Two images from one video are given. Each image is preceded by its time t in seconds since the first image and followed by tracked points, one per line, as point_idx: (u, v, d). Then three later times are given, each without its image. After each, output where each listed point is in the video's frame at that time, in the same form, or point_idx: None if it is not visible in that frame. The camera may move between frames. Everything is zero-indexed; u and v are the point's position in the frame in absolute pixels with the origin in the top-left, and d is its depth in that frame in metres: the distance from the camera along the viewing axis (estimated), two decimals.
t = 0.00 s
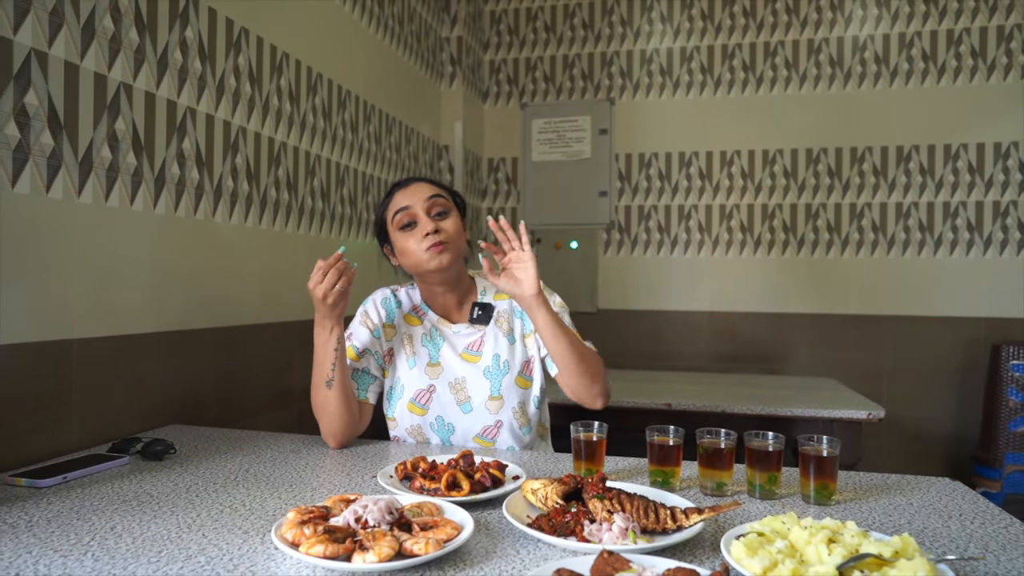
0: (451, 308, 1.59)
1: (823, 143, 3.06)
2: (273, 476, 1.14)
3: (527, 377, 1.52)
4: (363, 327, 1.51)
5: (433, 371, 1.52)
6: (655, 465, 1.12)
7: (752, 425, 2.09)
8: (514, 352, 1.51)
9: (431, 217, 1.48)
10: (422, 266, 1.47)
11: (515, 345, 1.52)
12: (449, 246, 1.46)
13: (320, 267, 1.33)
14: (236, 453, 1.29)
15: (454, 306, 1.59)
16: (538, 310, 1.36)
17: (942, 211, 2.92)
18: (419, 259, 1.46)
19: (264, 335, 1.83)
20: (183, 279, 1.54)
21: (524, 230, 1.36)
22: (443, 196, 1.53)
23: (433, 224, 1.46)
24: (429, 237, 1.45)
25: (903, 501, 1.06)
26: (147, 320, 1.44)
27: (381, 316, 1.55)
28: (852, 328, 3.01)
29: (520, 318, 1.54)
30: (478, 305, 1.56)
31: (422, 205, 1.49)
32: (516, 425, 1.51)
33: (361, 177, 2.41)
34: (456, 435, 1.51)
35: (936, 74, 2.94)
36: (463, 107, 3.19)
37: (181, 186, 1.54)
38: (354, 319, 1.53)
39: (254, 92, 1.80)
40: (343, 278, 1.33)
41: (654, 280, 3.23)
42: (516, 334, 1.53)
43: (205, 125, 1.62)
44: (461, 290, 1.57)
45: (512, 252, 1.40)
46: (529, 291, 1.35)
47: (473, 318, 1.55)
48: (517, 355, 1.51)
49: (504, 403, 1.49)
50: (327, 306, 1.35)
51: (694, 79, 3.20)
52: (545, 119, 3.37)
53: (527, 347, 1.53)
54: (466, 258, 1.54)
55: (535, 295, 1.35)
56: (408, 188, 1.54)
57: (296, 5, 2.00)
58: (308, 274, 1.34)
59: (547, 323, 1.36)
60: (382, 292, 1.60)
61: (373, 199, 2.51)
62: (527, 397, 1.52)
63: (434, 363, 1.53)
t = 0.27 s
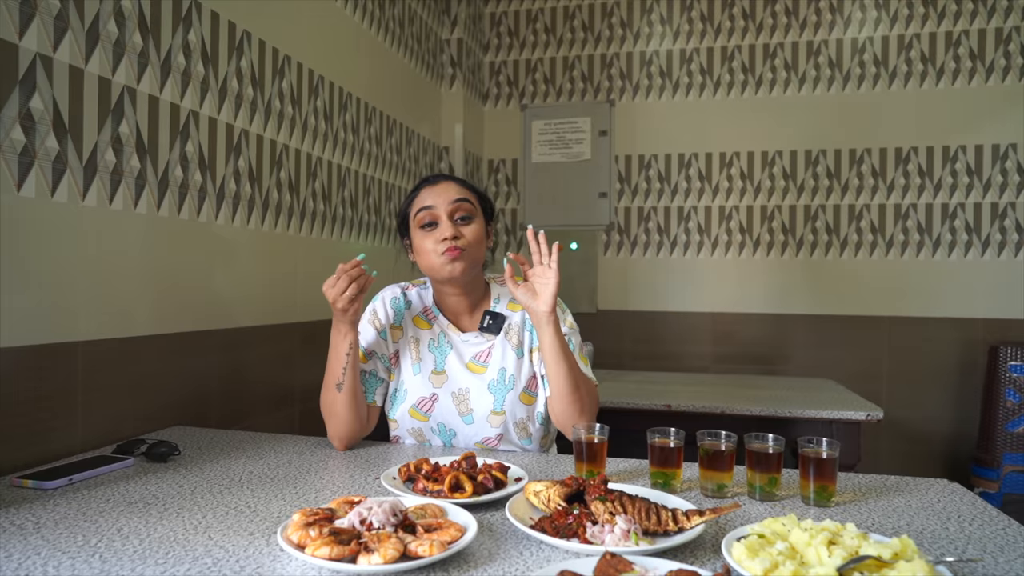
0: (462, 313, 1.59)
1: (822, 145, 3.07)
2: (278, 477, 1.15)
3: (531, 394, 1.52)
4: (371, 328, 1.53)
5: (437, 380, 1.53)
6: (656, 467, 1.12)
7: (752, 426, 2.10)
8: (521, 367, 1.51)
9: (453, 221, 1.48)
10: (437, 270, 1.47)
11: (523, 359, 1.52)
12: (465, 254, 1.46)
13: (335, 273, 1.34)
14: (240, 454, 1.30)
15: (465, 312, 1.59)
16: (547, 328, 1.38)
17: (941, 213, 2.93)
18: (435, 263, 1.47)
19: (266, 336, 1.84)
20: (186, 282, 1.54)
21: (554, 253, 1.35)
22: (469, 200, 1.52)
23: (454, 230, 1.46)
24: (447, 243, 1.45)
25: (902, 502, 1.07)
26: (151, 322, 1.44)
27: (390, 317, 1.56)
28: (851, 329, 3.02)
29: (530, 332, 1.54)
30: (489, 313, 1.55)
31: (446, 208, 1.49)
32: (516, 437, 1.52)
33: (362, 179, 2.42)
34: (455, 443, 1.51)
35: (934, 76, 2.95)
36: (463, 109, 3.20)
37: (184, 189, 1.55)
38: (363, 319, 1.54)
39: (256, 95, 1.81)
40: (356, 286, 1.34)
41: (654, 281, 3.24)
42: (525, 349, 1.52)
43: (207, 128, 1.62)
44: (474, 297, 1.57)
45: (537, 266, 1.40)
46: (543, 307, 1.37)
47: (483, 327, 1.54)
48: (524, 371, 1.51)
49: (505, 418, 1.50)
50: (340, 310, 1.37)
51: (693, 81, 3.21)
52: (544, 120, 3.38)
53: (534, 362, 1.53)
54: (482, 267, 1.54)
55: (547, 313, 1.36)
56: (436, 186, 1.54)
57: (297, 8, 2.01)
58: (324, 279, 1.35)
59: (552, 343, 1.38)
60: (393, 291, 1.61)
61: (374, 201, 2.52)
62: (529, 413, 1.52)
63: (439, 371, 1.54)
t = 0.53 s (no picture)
0: (466, 317, 1.57)
1: (820, 143, 3.07)
2: (274, 476, 1.15)
3: (533, 406, 1.50)
4: (373, 329, 1.53)
5: (438, 387, 1.50)
6: (653, 465, 1.12)
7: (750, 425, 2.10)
8: (524, 378, 1.50)
9: (467, 220, 1.47)
10: (446, 269, 1.46)
11: (526, 370, 1.51)
12: (477, 254, 1.44)
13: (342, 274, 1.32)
14: (238, 453, 1.30)
15: (470, 316, 1.57)
16: (559, 341, 1.38)
17: (940, 211, 2.93)
18: (445, 261, 1.45)
19: (263, 335, 1.84)
20: (183, 280, 1.54)
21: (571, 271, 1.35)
22: (485, 201, 1.51)
23: (467, 228, 1.45)
24: (459, 241, 1.44)
25: (900, 500, 1.07)
26: (149, 321, 1.44)
27: (392, 317, 1.55)
28: (850, 328, 3.02)
29: (536, 342, 1.52)
30: (495, 323, 1.53)
31: (462, 206, 1.48)
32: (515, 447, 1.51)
33: (360, 178, 2.42)
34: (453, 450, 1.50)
35: (932, 74, 2.95)
36: (462, 108, 3.20)
37: (182, 187, 1.55)
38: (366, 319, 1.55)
39: (254, 94, 1.81)
40: (361, 289, 1.32)
41: (653, 280, 3.24)
42: (529, 359, 1.51)
43: (205, 127, 1.62)
44: (481, 301, 1.55)
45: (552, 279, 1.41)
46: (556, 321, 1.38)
47: (488, 335, 1.52)
48: (527, 383, 1.50)
49: (505, 430, 1.48)
50: (344, 314, 1.35)
51: (691, 79, 3.21)
52: (541, 118, 3.18)
53: (538, 373, 1.51)
54: (491, 270, 1.52)
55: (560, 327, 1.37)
56: (451, 184, 1.53)
57: (294, 7, 2.00)
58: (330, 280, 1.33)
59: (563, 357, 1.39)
60: (397, 290, 1.59)
61: (372, 200, 2.51)
62: (530, 425, 1.50)
63: (440, 377, 1.51)
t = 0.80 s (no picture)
0: (468, 316, 1.57)
1: (819, 143, 3.08)
2: (273, 472, 1.16)
3: (535, 407, 1.51)
4: (375, 328, 1.53)
5: (438, 389, 1.50)
6: (650, 462, 1.13)
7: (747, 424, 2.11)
8: (526, 379, 1.51)
9: (473, 216, 1.48)
10: (450, 263, 1.46)
11: (529, 372, 1.52)
12: (481, 249, 1.45)
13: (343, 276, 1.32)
14: (237, 450, 1.31)
15: (471, 314, 1.57)
16: (572, 341, 1.40)
17: (937, 211, 2.94)
18: (449, 256, 1.46)
19: (262, 333, 1.84)
20: (183, 278, 1.55)
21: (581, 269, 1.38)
22: (492, 199, 1.52)
23: (473, 224, 1.46)
24: (464, 236, 1.44)
25: (894, 496, 1.07)
26: (149, 319, 1.45)
27: (393, 317, 1.55)
28: (848, 327, 3.03)
29: (539, 344, 1.53)
30: (499, 323, 1.53)
31: (469, 201, 1.49)
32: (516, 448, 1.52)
33: (359, 177, 2.42)
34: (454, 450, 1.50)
35: (931, 74, 2.96)
36: (461, 107, 3.20)
37: (182, 185, 1.55)
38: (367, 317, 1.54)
39: (254, 93, 1.81)
40: (362, 293, 1.33)
41: (651, 279, 3.24)
42: (532, 360, 1.52)
43: (205, 125, 1.63)
44: (482, 300, 1.56)
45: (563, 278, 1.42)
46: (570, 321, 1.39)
47: (491, 336, 1.52)
48: (529, 384, 1.51)
49: (506, 431, 1.49)
50: (344, 316, 1.36)
51: (690, 79, 3.22)
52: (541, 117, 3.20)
53: (541, 374, 1.53)
54: (495, 269, 1.52)
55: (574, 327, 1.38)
56: (459, 181, 1.55)
57: (294, 7, 2.01)
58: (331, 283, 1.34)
59: (576, 356, 1.40)
60: (399, 289, 1.59)
61: (371, 199, 2.52)
62: (531, 426, 1.51)
63: (441, 379, 1.51)
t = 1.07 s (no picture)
0: (467, 312, 1.57)
1: (817, 142, 3.08)
2: (271, 469, 1.16)
3: (534, 404, 1.52)
4: (374, 326, 1.53)
5: (437, 387, 1.50)
6: (647, 458, 1.14)
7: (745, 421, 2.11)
8: (526, 377, 1.51)
9: (474, 210, 1.48)
10: (450, 256, 1.46)
11: (528, 369, 1.52)
12: (480, 243, 1.45)
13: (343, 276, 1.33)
14: (235, 447, 1.31)
15: (470, 311, 1.57)
16: (577, 336, 1.40)
17: (936, 209, 2.94)
18: (449, 249, 1.46)
19: (261, 332, 1.85)
20: (181, 275, 1.55)
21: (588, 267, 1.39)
22: (494, 194, 1.52)
23: (474, 217, 1.46)
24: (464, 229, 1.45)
25: (889, 492, 1.08)
26: (147, 316, 1.45)
27: (393, 316, 1.55)
28: (846, 325, 3.03)
29: (538, 342, 1.54)
30: (499, 322, 1.53)
31: (471, 196, 1.49)
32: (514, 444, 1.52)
33: (357, 175, 2.43)
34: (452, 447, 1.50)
35: (929, 72, 2.96)
36: (460, 107, 3.21)
37: (180, 184, 1.56)
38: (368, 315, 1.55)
39: (252, 91, 1.82)
40: (364, 292, 1.33)
41: (650, 277, 3.25)
42: (532, 358, 1.53)
43: (203, 124, 1.63)
44: (482, 296, 1.56)
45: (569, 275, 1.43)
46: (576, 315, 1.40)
47: (491, 334, 1.52)
48: (528, 381, 1.51)
49: (504, 427, 1.50)
50: (345, 316, 1.36)
51: (688, 78, 3.22)
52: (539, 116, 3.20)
53: (540, 371, 1.53)
54: (495, 264, 1.52)
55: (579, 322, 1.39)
56: (463, 177, 1.55)
57: (292, 7, 2.01)
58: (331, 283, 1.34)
59: (580, 352, 1.41)
60: (399, 289, 1.60)
61: (370, 197, 2.52)
62: (530, 423, 1.52)
63: (440, 377, 1.51)
